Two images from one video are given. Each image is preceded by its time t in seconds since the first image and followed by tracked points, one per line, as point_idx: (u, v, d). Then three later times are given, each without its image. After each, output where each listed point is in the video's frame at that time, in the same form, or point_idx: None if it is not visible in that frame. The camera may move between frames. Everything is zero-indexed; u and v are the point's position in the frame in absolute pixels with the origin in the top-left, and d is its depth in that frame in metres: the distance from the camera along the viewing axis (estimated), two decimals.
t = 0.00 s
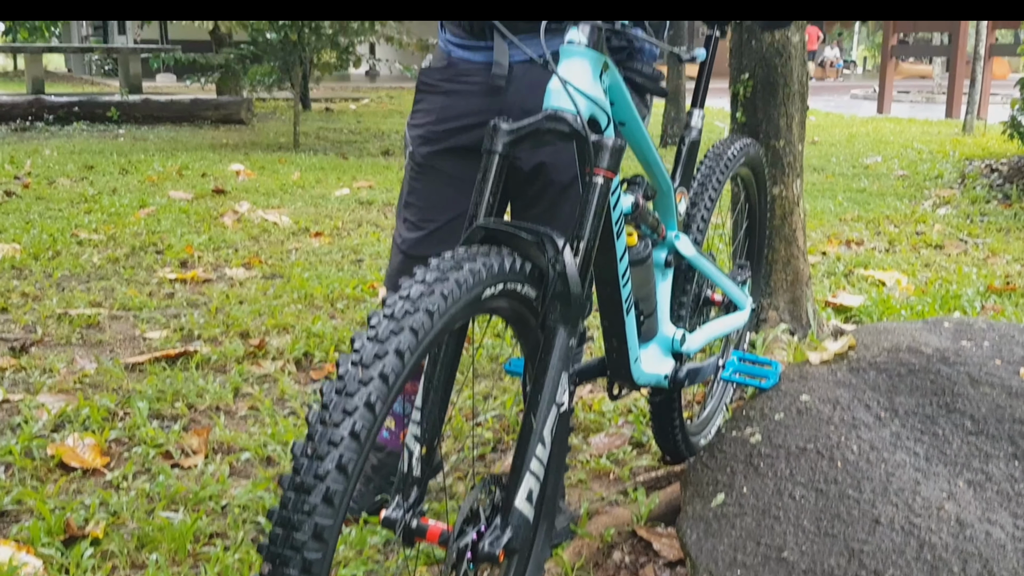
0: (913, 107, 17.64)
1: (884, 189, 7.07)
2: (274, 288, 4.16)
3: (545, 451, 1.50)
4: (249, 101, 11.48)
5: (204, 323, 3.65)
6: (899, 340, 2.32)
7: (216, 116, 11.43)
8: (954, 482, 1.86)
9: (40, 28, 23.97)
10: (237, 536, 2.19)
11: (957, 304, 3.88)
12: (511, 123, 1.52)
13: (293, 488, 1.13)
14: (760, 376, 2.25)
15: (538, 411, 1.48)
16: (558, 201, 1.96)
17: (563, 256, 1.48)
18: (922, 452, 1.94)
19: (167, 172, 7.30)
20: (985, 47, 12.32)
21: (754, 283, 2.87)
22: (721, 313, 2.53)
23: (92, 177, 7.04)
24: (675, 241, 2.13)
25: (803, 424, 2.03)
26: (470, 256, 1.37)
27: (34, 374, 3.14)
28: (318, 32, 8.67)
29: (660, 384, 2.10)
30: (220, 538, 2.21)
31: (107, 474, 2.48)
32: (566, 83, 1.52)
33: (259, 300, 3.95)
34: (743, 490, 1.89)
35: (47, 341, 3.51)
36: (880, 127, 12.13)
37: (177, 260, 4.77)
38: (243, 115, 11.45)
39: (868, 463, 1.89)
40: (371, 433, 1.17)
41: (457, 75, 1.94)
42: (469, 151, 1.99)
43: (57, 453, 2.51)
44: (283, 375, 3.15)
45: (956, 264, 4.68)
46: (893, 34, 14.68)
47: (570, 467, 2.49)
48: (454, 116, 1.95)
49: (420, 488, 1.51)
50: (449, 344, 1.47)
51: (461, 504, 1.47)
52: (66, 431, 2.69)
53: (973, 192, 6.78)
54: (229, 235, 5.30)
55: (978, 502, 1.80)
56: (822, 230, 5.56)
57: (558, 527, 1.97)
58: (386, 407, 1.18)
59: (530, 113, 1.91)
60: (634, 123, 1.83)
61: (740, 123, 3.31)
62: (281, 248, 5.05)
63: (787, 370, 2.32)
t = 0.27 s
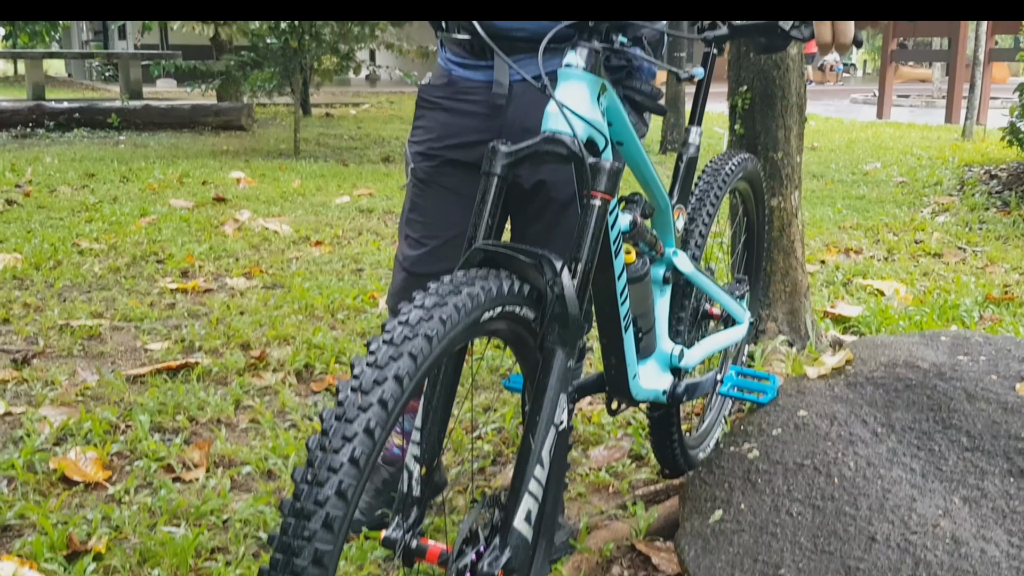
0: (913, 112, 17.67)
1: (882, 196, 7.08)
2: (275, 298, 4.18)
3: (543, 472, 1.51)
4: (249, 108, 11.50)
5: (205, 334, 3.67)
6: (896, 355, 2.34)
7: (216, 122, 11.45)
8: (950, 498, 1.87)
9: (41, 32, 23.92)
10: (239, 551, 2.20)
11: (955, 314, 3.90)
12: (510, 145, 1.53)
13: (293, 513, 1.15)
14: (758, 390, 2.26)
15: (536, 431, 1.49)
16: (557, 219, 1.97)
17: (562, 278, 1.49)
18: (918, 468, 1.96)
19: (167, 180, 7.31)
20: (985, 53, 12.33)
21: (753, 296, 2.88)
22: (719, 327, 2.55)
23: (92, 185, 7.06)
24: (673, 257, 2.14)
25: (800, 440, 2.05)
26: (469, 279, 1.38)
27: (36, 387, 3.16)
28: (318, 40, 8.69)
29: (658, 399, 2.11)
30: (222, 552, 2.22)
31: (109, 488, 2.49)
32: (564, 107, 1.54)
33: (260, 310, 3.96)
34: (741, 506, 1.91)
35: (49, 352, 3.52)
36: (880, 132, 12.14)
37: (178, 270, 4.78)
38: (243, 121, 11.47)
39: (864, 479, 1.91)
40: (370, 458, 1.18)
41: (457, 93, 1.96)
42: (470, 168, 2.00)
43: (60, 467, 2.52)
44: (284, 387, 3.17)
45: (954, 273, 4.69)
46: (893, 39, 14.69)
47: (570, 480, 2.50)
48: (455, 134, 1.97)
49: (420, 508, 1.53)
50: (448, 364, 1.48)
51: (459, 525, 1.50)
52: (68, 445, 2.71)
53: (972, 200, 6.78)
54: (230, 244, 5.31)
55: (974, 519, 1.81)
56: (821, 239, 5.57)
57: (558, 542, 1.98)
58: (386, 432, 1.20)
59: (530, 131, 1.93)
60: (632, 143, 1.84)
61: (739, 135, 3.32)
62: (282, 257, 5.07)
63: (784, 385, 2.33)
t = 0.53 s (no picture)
0: (912, 116, 17.70)
1: (882, 202, 7.10)
2: (274, 306, 4.19)
3: (542, 487, 1.52)
4: (249, 113, 11.51)
5: (206, 343, 3.68)
6: (893, 365, 2.35)
7: (216, 128, 11.47)
8: (946, 510, 1.89)
9: (42, 39, 24.00)
10: (239, 561, 2.22)
11: (953, 321, 3.91)
12: (509, 161, 1.54)
13: (294, 532, 1.16)
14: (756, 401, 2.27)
15: (535, 447, 1.50)
16: (557, 232, 1.98)
17: (560, 293, 1.50)
18: (915, 479, 1.98)
19: (168, 186, 7.33)
20: (984, 57, 12.35)
21: (751, 306, 2.90)
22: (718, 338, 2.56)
23: (93, 192, 7.08)
24: (671, 269, 2.16)
25: (798, 451, 2.07)
26: (469, 295, 1.39)
27: (37, 396, 3.17)
28: (318, 46, 8.71)
29: (656, 411, 2.12)
30: (222, 563, 2.24)
31: (110, 498, 2.50)
32: (563, 123, 1.55)
33: (260, 319, 3.97)
34: (739, 518, 1.93)
35: (50, 361, 3.53)
36: (879, 137, 12.16)
37: (178, 277, 4.80)
38: (244, 126, 11.49)
39: (862, 491, 1.93)
40: (369, 477, 1.19)
41: (455, 108, 1.98)
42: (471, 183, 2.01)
43: (61, 478, 2.53)
44: (284, 396, 3.17)
45: (953, 280, 4.71)
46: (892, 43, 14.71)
47: (569, 490, 2.52)
48: (455, 149, 1.99)
49: (419, 523, 1.55)
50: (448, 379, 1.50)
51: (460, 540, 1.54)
52: (69, 455, 2.72)
53: (971, 205, 6.79)
54: (230, 250, 5.32)
55: (970, 530, 1.82)
56: (820, 245, 5.58)
57: (558, 552, 1.99)
58: (386, 450, 1.21)
59: (530, 145, 1.94)
60: (630, 157, 1.86)
61: (737, 144, 3.34)
62: (282, 264, 5.08)
63: (782, 396, 2.35)
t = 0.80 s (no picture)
0: (911, 125, 17.72)
1: (880, 212, 7.11)
2: (274, 317, 4.20)
3: (542, 503, 1.53)
4: (249, 123, 11.54)
5: (206, 355, 3.68)
6: (892, 378, 2.36)
7: (216, 138, 11.49)
8: (945, 523, 1.89)
9: (43, 49, 24.09)
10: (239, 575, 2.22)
11: (951, 332, 3.92)
12: (509, 178, 1.55)
13: (295, 550, 1.16)
14: (756, 414, 2.29)
15: (535, 463, 1.51)
16: (555, 246, 1.97)
17: (559, 309, 1.50)
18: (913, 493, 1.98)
19: (168, 197, 7.34)
20: (982, 67, 12.38)
21: (750, 318, 2.90)
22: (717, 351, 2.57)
23: (94, 202, 7.09)
24: (671, 283, 2.16)
25: (797, 465, 2.08)
26: (469, 313, 1.40)
27: (37, 409, 3.17)
28: (318, 57, 8.74)
29: (656, 424, 2.12)
30: None
31: (111, 511, 2.51)
32: (560, 140, 1.56)
33: (260, 330, 3.98)
34: (738, 532, 1.94)
35: (50, 374, 3.54)
36: (878, 146, 12.18)
37: (178, 289, 4.81)
38: (244, 136, 11.51)
39: (860, 504, 1.93)
40: (370, 495, 1.20)
41: (454, 126, 2.01)
42: (471, 201, 2.03)
43: (62, 491, 2.54)
44: (284, 409, 3.18)
45: (952, 290, 4.71)
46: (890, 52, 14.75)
47: (569, 502, 2.52)
48: (455, 167, 2.01)
49: (420, 539, 1.56)
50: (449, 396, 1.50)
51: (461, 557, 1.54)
52: (69, 468, 2.72)
53: (970, 215, 6.80)
54: (230, 262, 5.34)
55: (968, 544, 1.83)
56: (819, 256, 5.59)
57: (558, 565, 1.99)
58: (386, 468, 1.22)
59: (530, 160, 1.97)
60: (629, 172, 1.86)
61: (736, 157, 3.35)
62: (282, 275, 5.09)
63: (781, 409, 2.35)
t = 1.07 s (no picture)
0: (909, 148, 17.80)
1: (878, 236, 7.14)
2: (273, 345, 4.20)
3: (539, 538, 1.55)
4: (249, 148, 11.59)
5: (205, 384, 3.68)
6: (888, 408, 2.38)
7: (216, 163, 11.54)
8: (942, 555, 1.90)
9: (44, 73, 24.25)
10: None
11: (949, 358, 3.93)
12: (505, 214, 1.56)
13: None
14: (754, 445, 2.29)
15: (532, 499, 1.53)
16: (550, 279, 1.96)
17: (556, 345, 1.52)
18: (910, 524, 1.99)
19: (168, 222, 7.38)
20: (978, 90, 12.45)
21: (747, 347, 2.91)
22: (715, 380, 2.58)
23: (94, 228, 7.13)
24: (667, 314, 2.18)
25: (795, 496, 2.09)
26: (466, 349, 1.41)
27: (36, 438, 3.17)
28: (318, 83, 8.79)
29: (653, 455, 2.13)
30: None
31: (109, 542, 2.50)
32: (556, 177, 1.58)
33: (259, 358, 3.98)
34: (736, 564, 1.94)
35: (50, 403, 3.54)
36: (875, 170, 12.23)
37: (178, 316, 4.82)
38: (243, 161, 11.56)
39: (858, 536, 1.94)
40: (368, 534, 1.21)
41: (450, 160, 2.03)
42: (467, 234, 2.05)
43: (60, 522, 2.54)
44: (283, 437, 3.18)
45: (950, 315, 4.73)
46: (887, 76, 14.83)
47: (567, 533, 2.51)
48: (451, 200, 2.03)
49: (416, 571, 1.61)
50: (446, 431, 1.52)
51: None
52: (68, 499, 2.72)
53: (967, 239, 6.83)
54: (230, 288, 5.35)
55: None
56: (817, 280, 5.61)
57: None
58: (384, 507, 1.23)
59: (525, 194, 1.99)
60: (624, 206, 1.88)
61: (733, 185, 3.37)
62: (281, 302, 5.10)
63: (779, 439, 2.36)
